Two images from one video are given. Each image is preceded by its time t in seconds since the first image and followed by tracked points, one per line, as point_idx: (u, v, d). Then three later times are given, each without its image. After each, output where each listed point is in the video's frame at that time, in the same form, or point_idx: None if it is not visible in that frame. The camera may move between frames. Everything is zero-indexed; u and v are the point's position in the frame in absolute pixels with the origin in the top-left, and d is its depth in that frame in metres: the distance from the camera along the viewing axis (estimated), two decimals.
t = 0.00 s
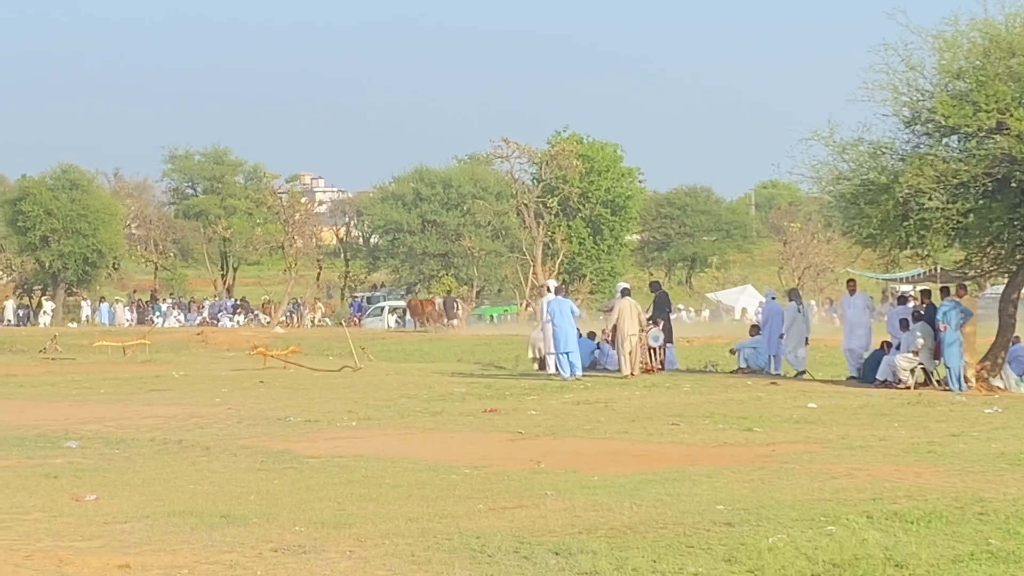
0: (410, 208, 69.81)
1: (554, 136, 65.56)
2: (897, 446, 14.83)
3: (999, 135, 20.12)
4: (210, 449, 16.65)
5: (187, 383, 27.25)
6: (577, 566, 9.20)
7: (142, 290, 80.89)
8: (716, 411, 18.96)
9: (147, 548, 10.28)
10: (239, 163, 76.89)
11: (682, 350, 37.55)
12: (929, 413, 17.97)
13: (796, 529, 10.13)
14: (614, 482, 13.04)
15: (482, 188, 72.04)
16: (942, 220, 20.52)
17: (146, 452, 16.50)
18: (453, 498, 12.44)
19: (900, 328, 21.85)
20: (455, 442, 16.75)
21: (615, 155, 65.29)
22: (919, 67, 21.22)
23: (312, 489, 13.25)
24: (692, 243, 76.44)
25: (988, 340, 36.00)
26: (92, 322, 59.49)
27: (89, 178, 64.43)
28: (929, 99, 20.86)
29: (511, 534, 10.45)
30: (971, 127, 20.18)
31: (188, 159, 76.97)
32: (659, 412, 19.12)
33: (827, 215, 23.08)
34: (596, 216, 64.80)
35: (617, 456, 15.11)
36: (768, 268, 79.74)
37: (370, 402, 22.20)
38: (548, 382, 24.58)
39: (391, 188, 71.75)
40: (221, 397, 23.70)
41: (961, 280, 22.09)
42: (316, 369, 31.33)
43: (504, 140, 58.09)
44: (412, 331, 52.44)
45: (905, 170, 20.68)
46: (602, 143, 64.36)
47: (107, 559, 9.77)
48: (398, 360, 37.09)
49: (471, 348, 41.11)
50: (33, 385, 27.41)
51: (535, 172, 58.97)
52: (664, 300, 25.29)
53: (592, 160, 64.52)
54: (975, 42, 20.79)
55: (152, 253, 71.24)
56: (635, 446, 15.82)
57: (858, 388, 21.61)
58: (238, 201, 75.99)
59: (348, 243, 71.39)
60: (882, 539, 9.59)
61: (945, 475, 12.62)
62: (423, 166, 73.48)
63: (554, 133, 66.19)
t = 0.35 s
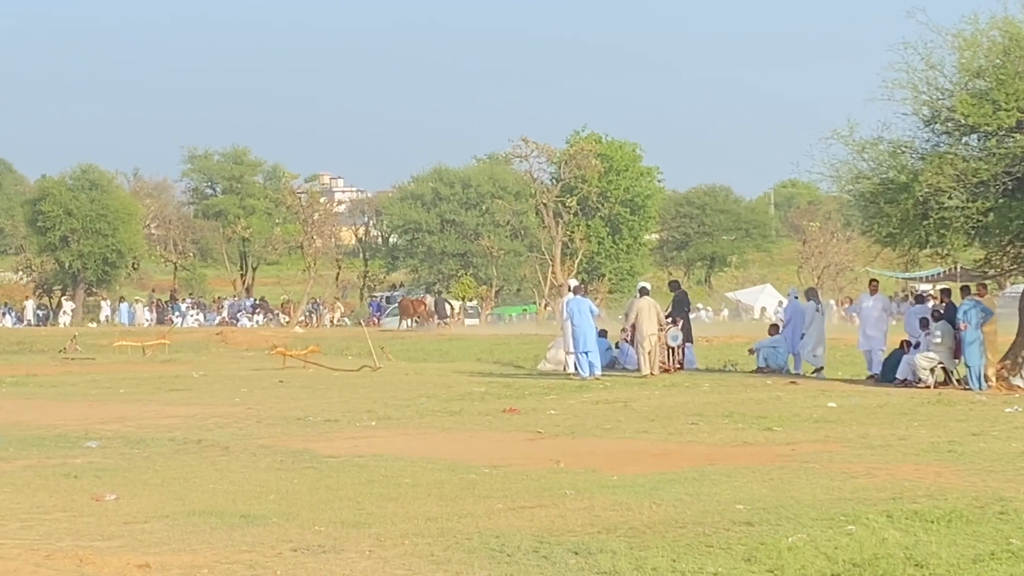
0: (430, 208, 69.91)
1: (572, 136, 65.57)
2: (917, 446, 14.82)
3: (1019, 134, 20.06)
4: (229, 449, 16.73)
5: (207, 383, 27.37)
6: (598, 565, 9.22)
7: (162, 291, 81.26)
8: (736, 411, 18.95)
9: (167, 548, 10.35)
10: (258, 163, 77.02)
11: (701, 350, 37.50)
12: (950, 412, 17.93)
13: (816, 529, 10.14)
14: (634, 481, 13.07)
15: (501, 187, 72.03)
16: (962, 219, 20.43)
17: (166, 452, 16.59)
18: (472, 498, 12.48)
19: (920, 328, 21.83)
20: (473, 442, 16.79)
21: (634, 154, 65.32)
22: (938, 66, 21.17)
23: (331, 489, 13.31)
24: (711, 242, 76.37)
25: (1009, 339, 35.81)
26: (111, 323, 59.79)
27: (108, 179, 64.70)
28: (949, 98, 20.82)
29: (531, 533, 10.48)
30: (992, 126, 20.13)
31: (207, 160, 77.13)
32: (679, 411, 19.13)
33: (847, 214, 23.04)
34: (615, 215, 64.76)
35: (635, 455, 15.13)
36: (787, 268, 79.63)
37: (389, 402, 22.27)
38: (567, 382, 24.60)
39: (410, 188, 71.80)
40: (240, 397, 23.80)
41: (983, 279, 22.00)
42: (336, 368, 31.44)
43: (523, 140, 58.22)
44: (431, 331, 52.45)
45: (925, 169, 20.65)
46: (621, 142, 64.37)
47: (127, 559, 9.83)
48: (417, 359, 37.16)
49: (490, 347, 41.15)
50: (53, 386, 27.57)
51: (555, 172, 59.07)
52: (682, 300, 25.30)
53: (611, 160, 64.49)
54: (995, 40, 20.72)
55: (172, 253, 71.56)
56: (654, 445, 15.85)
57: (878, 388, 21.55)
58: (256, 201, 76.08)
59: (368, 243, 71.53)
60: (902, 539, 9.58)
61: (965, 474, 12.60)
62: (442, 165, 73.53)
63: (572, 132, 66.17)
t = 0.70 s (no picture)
0: (447, 206, 69.98)
1: (590, 133, 65.56)
2: (936, 443, 14.80)
3: None
4: (247, 446, 16.76)
5: (225, 380, 27.46)
6: (616, 563, 9.25)
7: (180, 288, 81.53)
8: (754, 408, 18.95)
9: (186, 545, 10.40)
10: (276, 160, 77.20)
11: (719, 347, 37.45)
12: (969, 409, 17.89)
13: (835, 526, 10.15)
14: (653, 479, 13.08)
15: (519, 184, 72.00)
16: (981, 215, 20.32)
17: (184, 448, 16.64)
18: (490, 495, 12.50)
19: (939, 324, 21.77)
20: (491, 439, 16.83)
21: (652, 151, 65.33)
22: (958, 63, 21.13)
23: (350, 486, 13.36)
24: (729, 239, 76.26)
25: None
26: (130, 320, 60.00)
27: (126, 176, 64.86)
28: (968, 95, 20.77)
29: (549, 531, 10.51)
30: (1011, 122, 20.06)
31: (225, 157, 77.28)
32: (697, 409, 19.13)
33: (866, 212, 22.99)
34: (633, 212, 64.70)
35: (654, 452, 15.14)
36: (806, 265, 79.49)
37: (407, 399, 22.32)
38: (585, 379, 24.62)
39: (428, 185, 71.86)
40: (258, 394, 23.87)
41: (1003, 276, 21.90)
42: (354, 365, 31.50)
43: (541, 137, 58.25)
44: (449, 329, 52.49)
45: (944, 166, 20.59)
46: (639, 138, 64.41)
47: (146, 556, 9.88)
48: (434, 357, 37.18)
49: (508, 345, 41.19)
50: (72, 382, 27.66)
51: (572, 169, 59.16)
52: (700, 297, 25.30)
53: (629, 157, 64.50)
54: (1015, 37, 20.68)
55: (190, 251, 71.81)
56: (672, 443, 15.85)
57: (897, 386, 21.47)
58: (275, 198, 76.15)
59: (386, 240, 71.65)
60: (921, 536, 9.58)
61: (985, 472, 12.58)
62: (460, 163, 73.52)
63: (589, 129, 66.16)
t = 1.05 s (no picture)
0: (463, 201, 69.95)
1: (607, 129, 65.48)
2: (953, 439, 14.79)
3: None
4: (264, 441, 16.86)
5: (241, 376, 27.56)
6: (632, 559, 9.29)
7: (196, 284, 81.72)
8: (771, 404, 18.96)
9: (202, 540, 10.47)
10: (292, 156, 77.28)
11: (736, 344, 37.42)
12: (986, 405, 17.87)
13: (851, 522, 10.16)
14: (669, 475, 13.11)
15: (536, 180, 71.88)
16: (999, 211, 20.26)
17: (200, 444, 16.74)
18: (506, 491, 12.55)
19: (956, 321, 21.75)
20: (507, 435, 16.88)
21: (669, 147, 65.26)
22: (975, 59, 21.09)
23: (367, 481, 13.43)
24: (745, 235, 76.11)
25: None
26: (146, 315, 60.19)
27: (143, 172, 65.11)
28: (985, 91, 20.73)
29: (566, 527, 10.55)
30: None
31: (241, 153, 77.36)
32: (713, 405, 19.14)
33: (883, 208, 22.94)
34: (649, 208, 64.55)
35: (670, 448, 15.16)
36: (822, 262, 79.26)
37: (423, 395, 22.38)
38: (601, 375, 24.64)
39: (444, 181, 71.84)
40: (274, 390, 23.94)
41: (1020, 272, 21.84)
42: (369, 361, 31.55)
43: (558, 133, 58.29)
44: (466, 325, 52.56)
45: (961, 161, 20.54)
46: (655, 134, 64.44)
47: (163, 551, 9.95)
48: (451, 353, 37.26)
49: (524, 341, 41.23)
50: (89, 378, 27.78)
51: (589, 165, 59.23)
52: (715, 292, 25.31)
53: (645, 152, 64.51)
54: None
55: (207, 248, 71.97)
56: (689, 439, 15.87)
57: (914, 381, 21.47)
58: (291, 194, 76.07)
59: (402, 236, 71.78)
60: (939, 532, 9.59)
61: (1002, 468, 12.57)
62: (476, 158, 73.50)
63: (606, 125, 66.07)
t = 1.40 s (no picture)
0: (479, 197, 70.00)
1: (622, 125, 65.42)
2: (970, 435, 14.79)
3: None
4: (280, 437, 16.92)
5: (258, 372, 27.66)
6: (648, 555, 9.32)
7: (212, 280, 81.94)
8: (788, 400, 18.97)
9: (218, 536, 10.52)
10: (308, 152, 77.46)
11: (752, 339, 37.39)
12: (1003, 402, 17.85)
13: (867, 518, 10.19)
14: (686, 471, 13.13)
15: (552, 176, 71.86)
16: (1016, 208, 20.23)
17: (217, 440, 16.81)
18: (522, 487, 12.58)
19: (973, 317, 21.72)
20: (523, 431, 16.91)
21: (685, 144, 65.18)
22: (992, 56, 21.03)
23: (382, 478, 13.49)
24: (762, 231, 76.08)
25: None
26: (163, 312, 60.35)
27: (159, 168, 65.35)
28: (1002, 87, 20.69)
29: (581, 523, 10.59)
30: None
31: (258, 149, 77.52)
32: (730, 401, 19.16)
33: (899, 204, 22.90)
34: (665, 204, 64.44)
35: (686, 444, 15.18)
36: (839, 258, 79.08)
37: (439, 391, 22.44)
38: (617, 371, 24.66)
39: (461, 177, 71.92)
40: (290, 386, 24.04)
41: None
42: (385, 357, 31.66)
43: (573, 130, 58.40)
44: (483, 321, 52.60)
45: (978, 158, 20.50)
46: (671, 130, 64.35)
47: (179, 547, 10.01)
48: (467, 349, 37.29)
49: (540, 337, 41.29)
50: (105, 375, 27.90)
51: (605, 161, 59.43)
52: (731, 288, 25.30)
53: (661, 148, 64.44)
54: None
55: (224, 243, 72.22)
56: (705, 435, 15.89)
57: (931, 378, 21.44)
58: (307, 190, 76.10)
59: (418, 232, 72.09)
60: (955, 529, 9.60)
61: (1019, 465, 12.56)
62: (492, 154, 73.50)
63: (622, 121, 66.05)
